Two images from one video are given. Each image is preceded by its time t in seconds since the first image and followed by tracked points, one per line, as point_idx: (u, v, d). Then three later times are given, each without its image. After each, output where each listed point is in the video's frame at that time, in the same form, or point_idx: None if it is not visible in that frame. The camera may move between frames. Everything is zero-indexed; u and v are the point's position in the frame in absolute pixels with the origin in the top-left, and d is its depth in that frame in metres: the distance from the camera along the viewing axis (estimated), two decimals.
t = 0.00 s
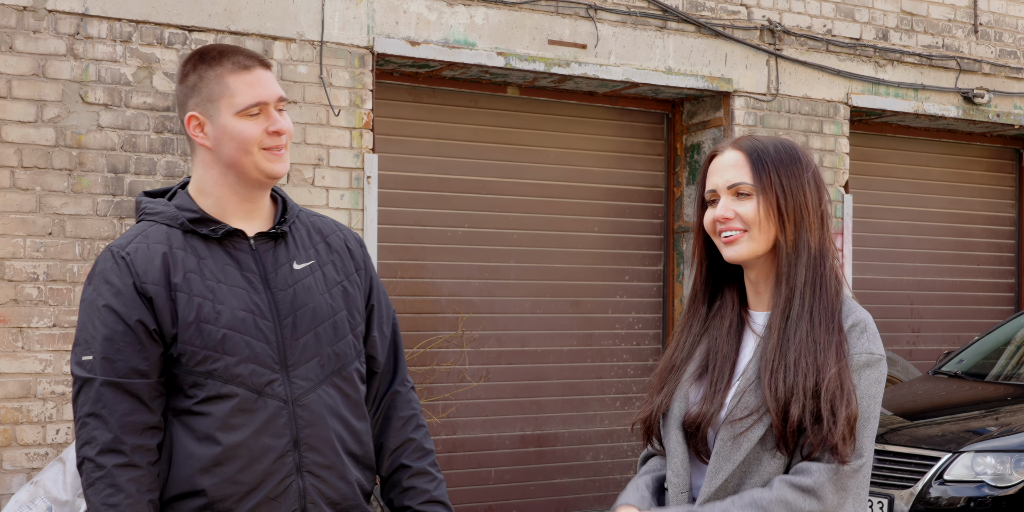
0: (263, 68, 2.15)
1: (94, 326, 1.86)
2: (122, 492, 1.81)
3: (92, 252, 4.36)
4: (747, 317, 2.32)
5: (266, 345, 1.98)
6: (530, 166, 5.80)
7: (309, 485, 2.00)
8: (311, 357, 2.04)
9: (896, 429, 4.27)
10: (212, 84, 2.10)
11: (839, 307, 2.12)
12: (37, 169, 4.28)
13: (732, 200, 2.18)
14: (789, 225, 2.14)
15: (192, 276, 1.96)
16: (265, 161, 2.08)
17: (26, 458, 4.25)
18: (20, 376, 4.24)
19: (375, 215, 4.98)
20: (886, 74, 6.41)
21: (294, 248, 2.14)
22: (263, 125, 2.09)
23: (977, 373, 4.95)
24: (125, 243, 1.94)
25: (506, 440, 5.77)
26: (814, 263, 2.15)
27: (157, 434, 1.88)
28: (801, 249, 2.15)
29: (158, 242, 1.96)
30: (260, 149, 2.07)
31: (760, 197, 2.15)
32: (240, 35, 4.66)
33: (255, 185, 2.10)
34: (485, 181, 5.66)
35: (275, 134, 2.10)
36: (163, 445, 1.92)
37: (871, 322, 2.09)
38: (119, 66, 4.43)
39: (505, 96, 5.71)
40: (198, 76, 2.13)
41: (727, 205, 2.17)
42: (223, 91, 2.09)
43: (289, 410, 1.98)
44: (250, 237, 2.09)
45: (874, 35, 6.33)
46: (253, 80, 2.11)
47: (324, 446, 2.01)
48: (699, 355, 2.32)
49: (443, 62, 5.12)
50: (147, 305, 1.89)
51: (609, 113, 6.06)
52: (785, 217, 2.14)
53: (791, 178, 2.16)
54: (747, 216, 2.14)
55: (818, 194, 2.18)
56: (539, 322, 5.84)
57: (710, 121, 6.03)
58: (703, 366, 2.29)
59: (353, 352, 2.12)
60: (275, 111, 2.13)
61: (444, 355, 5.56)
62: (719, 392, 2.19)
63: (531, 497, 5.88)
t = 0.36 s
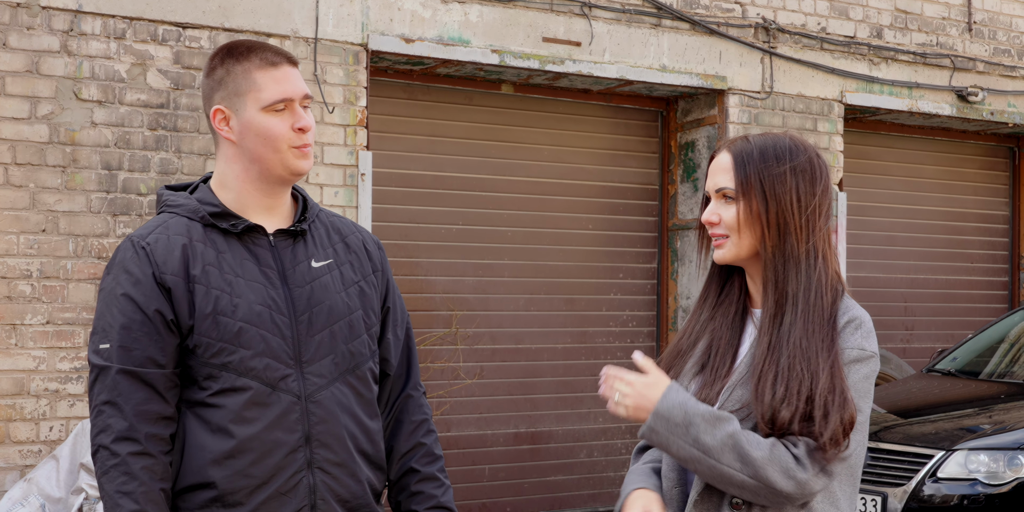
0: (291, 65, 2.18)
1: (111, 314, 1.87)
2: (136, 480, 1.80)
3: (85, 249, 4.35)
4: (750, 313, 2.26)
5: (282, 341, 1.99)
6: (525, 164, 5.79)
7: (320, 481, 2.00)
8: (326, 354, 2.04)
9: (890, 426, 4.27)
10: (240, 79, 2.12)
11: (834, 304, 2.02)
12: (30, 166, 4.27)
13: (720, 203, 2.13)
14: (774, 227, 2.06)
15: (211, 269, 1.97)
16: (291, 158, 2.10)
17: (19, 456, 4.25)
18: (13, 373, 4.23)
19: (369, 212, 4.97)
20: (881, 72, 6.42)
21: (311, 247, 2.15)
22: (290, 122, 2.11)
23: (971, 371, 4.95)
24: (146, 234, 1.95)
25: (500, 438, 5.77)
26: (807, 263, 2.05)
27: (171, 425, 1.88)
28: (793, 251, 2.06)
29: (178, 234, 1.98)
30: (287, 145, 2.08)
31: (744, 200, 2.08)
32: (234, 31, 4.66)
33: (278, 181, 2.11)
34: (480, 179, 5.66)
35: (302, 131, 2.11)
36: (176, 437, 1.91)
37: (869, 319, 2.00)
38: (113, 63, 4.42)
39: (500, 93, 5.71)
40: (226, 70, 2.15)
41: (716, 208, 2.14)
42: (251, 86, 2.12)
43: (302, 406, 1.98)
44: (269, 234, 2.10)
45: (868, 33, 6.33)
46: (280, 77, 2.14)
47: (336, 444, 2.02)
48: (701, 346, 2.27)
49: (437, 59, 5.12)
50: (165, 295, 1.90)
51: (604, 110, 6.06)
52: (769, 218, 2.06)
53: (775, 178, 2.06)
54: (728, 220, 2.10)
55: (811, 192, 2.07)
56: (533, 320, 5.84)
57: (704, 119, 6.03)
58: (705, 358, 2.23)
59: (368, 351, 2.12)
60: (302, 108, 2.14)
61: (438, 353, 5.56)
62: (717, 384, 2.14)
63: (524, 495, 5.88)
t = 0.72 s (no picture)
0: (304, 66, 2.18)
1: (122, 311, 1.86)
2: (147, 477, 1.80)
3: (83, 249, 4.35)
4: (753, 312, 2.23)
5: (293, 339, 1.99)
6: (522, 165, 5.80)
7: (330, 480, 2.00)
8: (336, 353, 2.05)
9: (887, 427, 4.28)
10: (253, 78, 2.12)
11: (833, 303, 2.02)
12: (27, 165, 4.27)
13: (734, 199, 2.10)
14: (788, 225, 2.04)
15: (223, 267, 1.97)
16: (301, 159, 2.10)
17: (16, 456, 4.24)
18: (10, 372, 4.23)
19: (366, 212, 4.97)
20: (878, 73, 6.42)
21: (321, 246, 2.16)
22: (302, 123, 2.11)
23: (967, 371, 4.96)
24: (157, 231, 1.95)
25: (497, 438, 5.77)
26: (811, 261, 2.04)
27: (182, 422, 1.88)
28: (802, 247, 2.05)
29: (190, 232, 1.98)
30: (298, 147, 2.09)
31: (750, 200, 2.07)
32: (231, 31, 4.66)
33: (287, 183, 2.11)
34: (477, 179, 5.67)
35: (314, 133, 2.12)
36: (186, 435, 1.91)
37: (867, 320, 2.01)
38: (110, 63, 4.42)
39: (498, 94, 5.71)
40: (238, 69, 2.15)
41: (730, 204, 2.11)
42: (264, 85, 2.12)
43: (313, 404, 1.98)
44: (279, 233, 2.10)
45: (865, 34, 6.33)
46: (293, 77, 2.14)
47: (346, 442, 2.02)
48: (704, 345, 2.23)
49: (435, 60, 5.12)
50: (177, 292, 1.90)
51: (601, 111, 6.06)
52: (784, 216, 2.04)
53: (791, 178, 2.05)
54: (744, 217, 2.07)
55: (824, 193, 2.07)
56: (530, 320, 5.84)
57: (702, 119, 6.03)
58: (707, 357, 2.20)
59: (376, 351, 2.13)
60: (314, 110, 2.15)
61: (435, 353, 5.56)
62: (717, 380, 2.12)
63: (522, 495, 5.88)
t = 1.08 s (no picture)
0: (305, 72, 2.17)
1: (127, 315, 1.86)
2: (153, 481, 1.80)
3: (79, 256, 4.35)
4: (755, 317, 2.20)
5: (298, 344, 2.00)
6: (518, 171, 5.80)
7: (335, 484, 2.00)
8: (340, 358, 2.05)
9: (882, 433, 4.28)
10: (255, 85, 2.12)
11: (834, 309, 2.02)
12: (23, 172, 4.27)
13: (731, 204, 2.13)
14: (781, 230, 2.06)
15: (228, 272, 1.97)
16: (303, 166, 2.11)
17: (11, 462, 4.24)
18: (5, 379, 4.22)
19: (362, 219, 4.97)
20: (873, 79, 6.43)
21: (324, 252, 2.16)
22: (302, 130, 2.11)
23: (963, 377, 4.96)
24: (162, 236, 1.95)
25: (493, 444, 5.76)
26: (810, 270, 2.05)
27: (187, 427, 1.87)
28: (797, 255, 2.06)
29: (194, 236, 1.98)
30: (297, 153, 2.09)
31: (752, 205, 2.08)
32: (227, 38, 4.67)
33: (288, 189, 2.12)
34: (473, 185, 5.67)
35: (315, 139, 2.12)
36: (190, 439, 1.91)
37: (863, 327, 2.01)
38: (106, 69, 4.42)
39: (493, 100, 5.71)
40: (241, 76, 2.14)
41: (726, 208, 2.13)
42: (265, 92, 2.11)
43: (319, 409, 1.98)
44: (282, 239, 2.11)
45: (861, 40, 6.34)
46: (296, 84, 2.14)
47: (350, 447, 2.02)
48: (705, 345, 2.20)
49: (430, 66, 5.12)
50: (182, 296, 1.90)
51: (596, 117, 6.06)
52: (774, 221, 2.06)
53: (785, 184, 2.07)
54: (736, 222, 2.10)
55: (821, 197, 2.06)
56: (526, 326, 5.84)
57: (697, 125, 6.03)
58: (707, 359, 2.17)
59: (379, 356, 2.14)
60: (315, 116, 2.14)
61: (431, 359, 5.56)
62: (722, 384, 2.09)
63: (518, 501, 5.88)
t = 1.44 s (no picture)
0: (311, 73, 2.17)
1: (135, 317, 1.86)
2: (161, 483, 1.80)
3: (82, 257, 4.36)
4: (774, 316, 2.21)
5: (306, 344, 2.00)
6: (521, 171, 5.80)
7: (344, 484, 2.00)
8: (348, 358, 2.05)
9: (886, 432, 4.28)
10: (261, 87, 2.12)
11: (846, 317, 2.03)
12: (27, 173, 4.28)
13: (741, 210, 2.13)
14: (793, 236, 2.06)
15: (235, 272, 1.97)
16: (311, 164, 2.10)
17: (16, 463, 4.25)
18: (10, 380, 4.23)
19: (365, 220, 4.97)
20: (876, 79, 6.43)
21: (332, 252, 2.16)
22: (309, 130, 2.11)
23: (967, 377, 4.96)
24: (168, 238, 1.95)
25: (496, 444, 5.77)
26: (822, 275, 2.05)
27: (195, 428, 1.88)
28: (810, 261, 2.06)
29: (201, 238, 1.98)
30: (305, 152, 2.09)
31: (761, 210, 2.09)
32: (231, 39, 4.67)
33: (296, 188, 2.12)
34: (476, 186, 5.67)
35: (322, 138, 2.12)
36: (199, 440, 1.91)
37: (877, 339, 2.03)
38: (110, 70, 4.43)
39: (496, 100, 5.72)
40: (246, 78, 2.15)
41: (736, 215, 2.13)
42: (272, 94, 2.11)
43: (327, 409, 1.99)
44: (289, 239, 2.11)
45: (864, 40, 6.34)
46: (301, 85, 2.13)
47: (359, 447, 2.02)
48: (720, 335, 2.21)
49: (433, 66, 5.12)
50: (189, 298, 1.90)
51: (599, 117, 6.06)
52: (785, 227, 2.07)
53: (794, 188, 2.06)
54: (746, 229, 2.10)
55: (832, 202, 2.06)
56: (530, 327, 5.84)
57: (700, 126, 6.02)
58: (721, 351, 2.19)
59: (387, 356, 2.14)
60: (321, 115, 2.14)
61: (435, 359, 5.56)
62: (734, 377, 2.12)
63: (521, 502, 5.88)
